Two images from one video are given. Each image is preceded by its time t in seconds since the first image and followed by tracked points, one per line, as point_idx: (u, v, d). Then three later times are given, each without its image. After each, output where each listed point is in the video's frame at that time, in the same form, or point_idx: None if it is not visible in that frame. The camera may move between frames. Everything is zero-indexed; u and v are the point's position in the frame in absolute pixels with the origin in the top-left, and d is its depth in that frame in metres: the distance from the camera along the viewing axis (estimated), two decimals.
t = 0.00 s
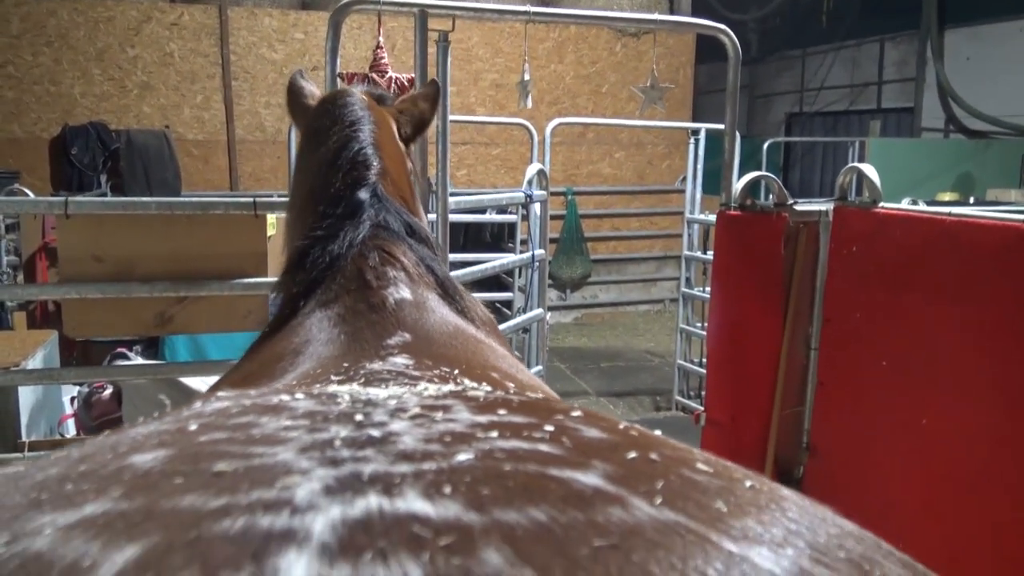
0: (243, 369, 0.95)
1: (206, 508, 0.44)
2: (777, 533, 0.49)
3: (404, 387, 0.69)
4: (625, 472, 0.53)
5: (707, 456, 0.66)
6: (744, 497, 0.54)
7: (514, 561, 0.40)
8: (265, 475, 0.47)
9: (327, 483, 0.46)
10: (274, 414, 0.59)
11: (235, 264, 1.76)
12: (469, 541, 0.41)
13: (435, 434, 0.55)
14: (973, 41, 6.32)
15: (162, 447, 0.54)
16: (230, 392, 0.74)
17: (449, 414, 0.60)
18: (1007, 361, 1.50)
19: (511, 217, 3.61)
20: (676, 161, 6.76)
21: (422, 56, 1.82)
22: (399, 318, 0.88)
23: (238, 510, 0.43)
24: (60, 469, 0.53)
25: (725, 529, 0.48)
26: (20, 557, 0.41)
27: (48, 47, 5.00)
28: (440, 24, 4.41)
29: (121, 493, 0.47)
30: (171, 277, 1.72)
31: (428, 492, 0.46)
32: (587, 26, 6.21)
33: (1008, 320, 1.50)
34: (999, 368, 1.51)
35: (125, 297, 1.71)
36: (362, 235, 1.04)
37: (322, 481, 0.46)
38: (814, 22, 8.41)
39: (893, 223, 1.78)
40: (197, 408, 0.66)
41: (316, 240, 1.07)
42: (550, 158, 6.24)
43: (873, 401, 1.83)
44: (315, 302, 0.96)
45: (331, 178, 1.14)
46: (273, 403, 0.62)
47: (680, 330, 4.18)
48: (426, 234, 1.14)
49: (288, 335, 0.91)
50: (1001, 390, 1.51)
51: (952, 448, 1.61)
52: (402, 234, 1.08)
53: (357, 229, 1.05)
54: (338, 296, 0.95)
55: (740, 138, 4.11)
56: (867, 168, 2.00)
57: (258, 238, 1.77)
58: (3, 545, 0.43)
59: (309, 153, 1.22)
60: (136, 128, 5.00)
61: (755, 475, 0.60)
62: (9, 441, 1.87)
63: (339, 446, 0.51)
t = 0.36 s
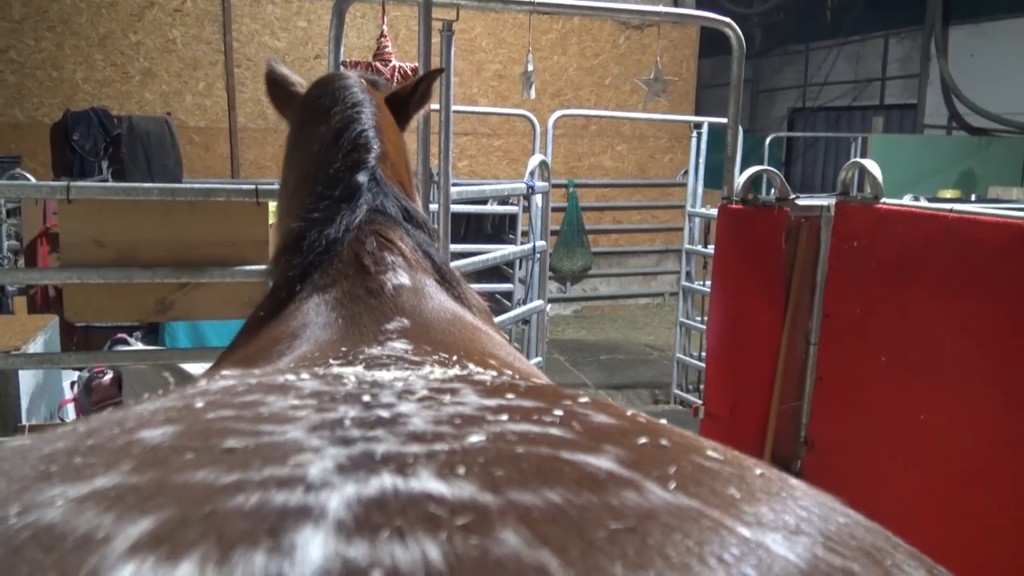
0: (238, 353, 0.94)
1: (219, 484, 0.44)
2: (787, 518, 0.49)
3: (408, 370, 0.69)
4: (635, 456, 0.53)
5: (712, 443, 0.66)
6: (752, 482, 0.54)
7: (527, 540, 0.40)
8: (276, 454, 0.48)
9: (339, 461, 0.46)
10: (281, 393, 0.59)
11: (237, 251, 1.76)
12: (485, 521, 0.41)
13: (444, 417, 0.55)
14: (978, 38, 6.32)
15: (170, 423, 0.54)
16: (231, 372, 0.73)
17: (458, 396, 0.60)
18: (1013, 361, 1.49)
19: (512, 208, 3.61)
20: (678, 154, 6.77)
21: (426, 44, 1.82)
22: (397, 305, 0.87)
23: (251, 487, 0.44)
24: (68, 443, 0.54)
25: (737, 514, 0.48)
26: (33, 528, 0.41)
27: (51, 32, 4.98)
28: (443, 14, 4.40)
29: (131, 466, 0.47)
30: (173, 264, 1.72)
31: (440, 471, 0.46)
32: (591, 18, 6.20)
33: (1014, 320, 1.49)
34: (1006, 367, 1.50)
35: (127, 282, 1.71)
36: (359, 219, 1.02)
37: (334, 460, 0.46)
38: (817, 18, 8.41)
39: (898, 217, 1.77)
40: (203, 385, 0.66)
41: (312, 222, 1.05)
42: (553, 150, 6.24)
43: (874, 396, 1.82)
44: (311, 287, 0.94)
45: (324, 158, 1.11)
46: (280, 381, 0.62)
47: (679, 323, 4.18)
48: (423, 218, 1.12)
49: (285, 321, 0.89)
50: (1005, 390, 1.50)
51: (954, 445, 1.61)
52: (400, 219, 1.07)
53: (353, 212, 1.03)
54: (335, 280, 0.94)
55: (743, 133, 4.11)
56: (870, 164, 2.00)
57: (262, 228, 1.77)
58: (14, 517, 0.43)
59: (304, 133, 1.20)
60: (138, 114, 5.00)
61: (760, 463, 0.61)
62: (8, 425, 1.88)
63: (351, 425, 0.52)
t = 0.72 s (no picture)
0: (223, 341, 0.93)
1: (222, 461, 0.45)
2: (780, 492, 0.50)
3: (394, 355, 0.69)
4: (627, 433, 0.54)
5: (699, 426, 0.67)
6: (743, 457, 0.55)
7: (532, 511, 0.41)
8: (277, 432, 0.48)
9: (340, 439, 0.47)
10: (273, 376, 0.60)
11: (232, 245, 1.76)
12: (490, 494, 0.42)
13: (437, 398, 0.55)
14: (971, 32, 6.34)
15: (170, 405, 0.55)
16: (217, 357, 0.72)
17: (448, 377, 0.61)
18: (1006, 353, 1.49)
19: (506, 203, 3.61)
20: (673, 149, 6.78)
21: (421, 37, 1.81)
22: (378, 294, 0.86)
23: (257, 463, 0.44)
24: (69, 423, 0.54)
25: (729, 488, 0.49)
26: (43, 505, 0.42)
27: (43, 27, 4.96)
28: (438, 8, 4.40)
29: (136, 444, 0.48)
30: (169, 258, 1.72)
31: (441, 448, 0.47)
32: (586, 12, 6.20)
33: (1007, 314, 1.49)
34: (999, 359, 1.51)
35: (123, 277, 1.71)
36: (342, 209, 1.01)
37: (336, 436, 0.47)
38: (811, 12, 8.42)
39: (892, 212, 1.78)
40: (191, 369, 0.67)
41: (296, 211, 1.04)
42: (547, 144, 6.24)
43: (868, 389, 1.83)
44: (293, 275, 0.94)
45: (313, 147, 1.11)
46: (269, 365, 0.63)
47: (674, 317, 4.19)
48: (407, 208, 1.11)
49: (266, 309, 0.89)
50: (997, 382, 1.51)
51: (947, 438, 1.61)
52: (384, 209, 1.06)
53: (337, 201, 1.02)
54: (318, 269, 0.93)
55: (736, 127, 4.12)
56: (862, 159, 2.01)
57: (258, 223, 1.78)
58: (22, 493, 0.43)
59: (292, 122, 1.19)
60: (131, 109, 4.98)
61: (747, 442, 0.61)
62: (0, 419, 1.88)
63: (347, 406, 0.52)
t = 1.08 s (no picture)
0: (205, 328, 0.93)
1: (299, 410, 0.46)
2: (817, 430, 0.53)
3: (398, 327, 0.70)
4: (656, 384, 0.56)
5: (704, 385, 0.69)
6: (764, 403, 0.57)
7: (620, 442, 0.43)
8: (343, 386, 0.49)
9: (401, 389, 0.48)
10: (299, 343, 0.61)
11: (206, 236, 1.74)
12: (560, 430, 0.44)
13: (471, 356, 0.57)
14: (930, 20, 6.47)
15: (226, 367, 0.55)
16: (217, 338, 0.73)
17: (472, 340, 0.63)
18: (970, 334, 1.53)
19: (476, 192, 3.62)
20: (639, 137, 6.83)
21: (396, 25, 1.82)
22: (360, 277, 0.87)
23: (333, 411, 0.45)
24: (123, 385, 0.54)
25: (763, 426, 0.51)
26: (141, 450, 0.42)
27: None
28: None
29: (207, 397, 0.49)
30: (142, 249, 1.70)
31: (508, 393, 0.48)
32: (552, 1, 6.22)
33: (973, 297, 1.53)
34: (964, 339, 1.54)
35: (95, 269, 1.68)
36: (320, 193, 1.01)
37: (398, 387, 0.48)
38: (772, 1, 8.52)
39: (861, 196, 1.81)
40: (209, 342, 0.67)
41: (276, 197, 1.04)
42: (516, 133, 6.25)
43: (838, 369, 1.86)
44: (274, 260, 0.94)
45: (289, 132, 1.10)
46: (290, 336, 0.63)
47: (643, 305, 4.22)
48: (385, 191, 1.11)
49: (247, 294, 0.89)
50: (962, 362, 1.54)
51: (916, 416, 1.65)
52: (363, 193, 1.06)
53: (315, 185, 1.02)
54: (299, 254, 0.93)
55: (703, 115, 4.16)
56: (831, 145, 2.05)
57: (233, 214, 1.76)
58: (114, 440, 0.44)
59: (268, 107, 1.18)
60: (93, 100, 4.90)
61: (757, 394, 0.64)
62: None
63: (401, 364, 0.54)
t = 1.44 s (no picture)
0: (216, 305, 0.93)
1: (482, 363, 0.39)
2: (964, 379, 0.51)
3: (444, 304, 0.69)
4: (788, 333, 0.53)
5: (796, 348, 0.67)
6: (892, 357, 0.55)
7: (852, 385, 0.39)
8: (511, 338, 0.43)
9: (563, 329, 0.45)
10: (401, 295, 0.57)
11: (194, 216, 1.73)
12: (759, 365, 0.41)
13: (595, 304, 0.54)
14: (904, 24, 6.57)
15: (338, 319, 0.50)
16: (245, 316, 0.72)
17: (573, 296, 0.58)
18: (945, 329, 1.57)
19: (456, 181, 3.58)
20: (615, 131, 6.85)
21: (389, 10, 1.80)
22: (377, 257, 0.87)
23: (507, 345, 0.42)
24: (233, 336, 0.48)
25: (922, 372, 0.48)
26: (314, 381, 0.38)
27: None
28: None
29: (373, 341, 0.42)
30: (128, 228, 1.68)
31: (702, 353, 0.43)
32: None
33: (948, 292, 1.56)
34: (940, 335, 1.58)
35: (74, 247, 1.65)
36: (333, 172, 1.00)
37: (557, 328, 0.45)
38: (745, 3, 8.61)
39: (843, 192, 1.84)
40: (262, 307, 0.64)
41: (286, 175, 1.03)
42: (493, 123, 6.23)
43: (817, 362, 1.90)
44: (286, 238, 0.93)
45: (298, 109, 1.09)
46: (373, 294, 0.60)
47: (620, 298, 4.22)
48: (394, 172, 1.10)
49: (260, 272, 0.89)
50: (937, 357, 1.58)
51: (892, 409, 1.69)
52: (373, 173, 1.05)
53: (326, 164, 1.02)
54: (313, 232, 0.93)
55: (683, 110, 4.19)
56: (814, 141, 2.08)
57: (218, 194, 1.74)
58: (307, 395, 0.37)
59: (271, 84, 1.17)
60: (60, 76, 4.78)
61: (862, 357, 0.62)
62: None
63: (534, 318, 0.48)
